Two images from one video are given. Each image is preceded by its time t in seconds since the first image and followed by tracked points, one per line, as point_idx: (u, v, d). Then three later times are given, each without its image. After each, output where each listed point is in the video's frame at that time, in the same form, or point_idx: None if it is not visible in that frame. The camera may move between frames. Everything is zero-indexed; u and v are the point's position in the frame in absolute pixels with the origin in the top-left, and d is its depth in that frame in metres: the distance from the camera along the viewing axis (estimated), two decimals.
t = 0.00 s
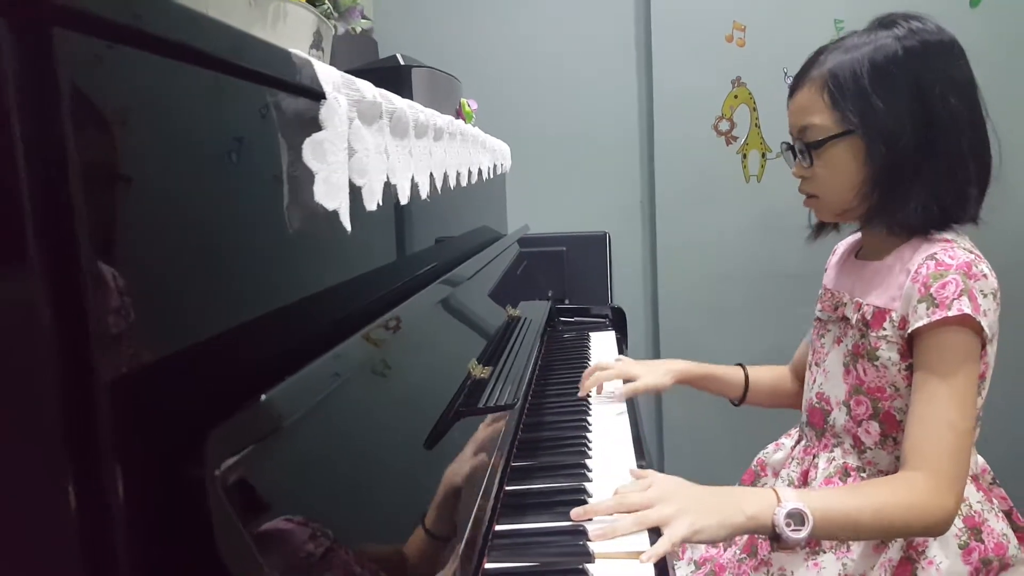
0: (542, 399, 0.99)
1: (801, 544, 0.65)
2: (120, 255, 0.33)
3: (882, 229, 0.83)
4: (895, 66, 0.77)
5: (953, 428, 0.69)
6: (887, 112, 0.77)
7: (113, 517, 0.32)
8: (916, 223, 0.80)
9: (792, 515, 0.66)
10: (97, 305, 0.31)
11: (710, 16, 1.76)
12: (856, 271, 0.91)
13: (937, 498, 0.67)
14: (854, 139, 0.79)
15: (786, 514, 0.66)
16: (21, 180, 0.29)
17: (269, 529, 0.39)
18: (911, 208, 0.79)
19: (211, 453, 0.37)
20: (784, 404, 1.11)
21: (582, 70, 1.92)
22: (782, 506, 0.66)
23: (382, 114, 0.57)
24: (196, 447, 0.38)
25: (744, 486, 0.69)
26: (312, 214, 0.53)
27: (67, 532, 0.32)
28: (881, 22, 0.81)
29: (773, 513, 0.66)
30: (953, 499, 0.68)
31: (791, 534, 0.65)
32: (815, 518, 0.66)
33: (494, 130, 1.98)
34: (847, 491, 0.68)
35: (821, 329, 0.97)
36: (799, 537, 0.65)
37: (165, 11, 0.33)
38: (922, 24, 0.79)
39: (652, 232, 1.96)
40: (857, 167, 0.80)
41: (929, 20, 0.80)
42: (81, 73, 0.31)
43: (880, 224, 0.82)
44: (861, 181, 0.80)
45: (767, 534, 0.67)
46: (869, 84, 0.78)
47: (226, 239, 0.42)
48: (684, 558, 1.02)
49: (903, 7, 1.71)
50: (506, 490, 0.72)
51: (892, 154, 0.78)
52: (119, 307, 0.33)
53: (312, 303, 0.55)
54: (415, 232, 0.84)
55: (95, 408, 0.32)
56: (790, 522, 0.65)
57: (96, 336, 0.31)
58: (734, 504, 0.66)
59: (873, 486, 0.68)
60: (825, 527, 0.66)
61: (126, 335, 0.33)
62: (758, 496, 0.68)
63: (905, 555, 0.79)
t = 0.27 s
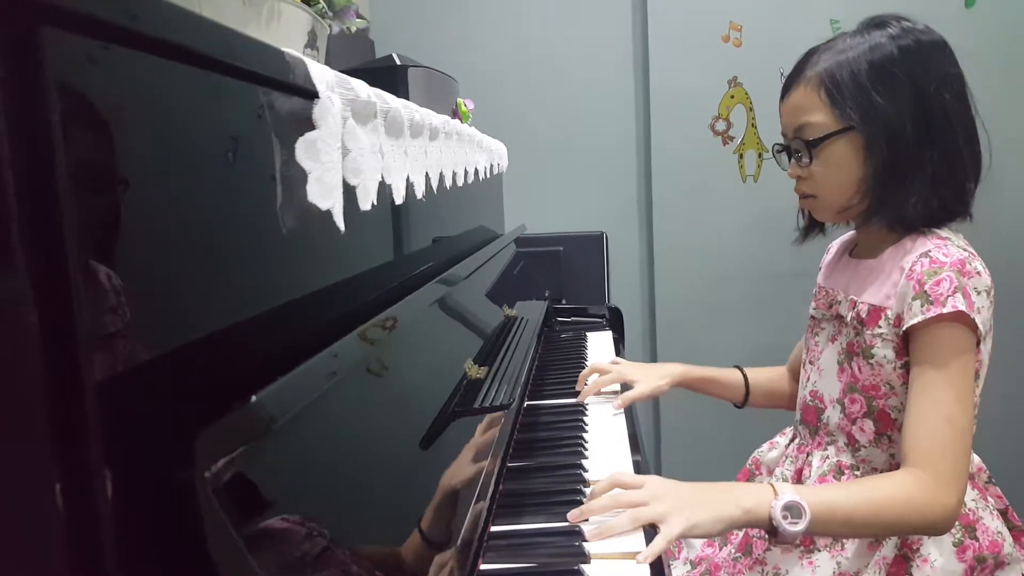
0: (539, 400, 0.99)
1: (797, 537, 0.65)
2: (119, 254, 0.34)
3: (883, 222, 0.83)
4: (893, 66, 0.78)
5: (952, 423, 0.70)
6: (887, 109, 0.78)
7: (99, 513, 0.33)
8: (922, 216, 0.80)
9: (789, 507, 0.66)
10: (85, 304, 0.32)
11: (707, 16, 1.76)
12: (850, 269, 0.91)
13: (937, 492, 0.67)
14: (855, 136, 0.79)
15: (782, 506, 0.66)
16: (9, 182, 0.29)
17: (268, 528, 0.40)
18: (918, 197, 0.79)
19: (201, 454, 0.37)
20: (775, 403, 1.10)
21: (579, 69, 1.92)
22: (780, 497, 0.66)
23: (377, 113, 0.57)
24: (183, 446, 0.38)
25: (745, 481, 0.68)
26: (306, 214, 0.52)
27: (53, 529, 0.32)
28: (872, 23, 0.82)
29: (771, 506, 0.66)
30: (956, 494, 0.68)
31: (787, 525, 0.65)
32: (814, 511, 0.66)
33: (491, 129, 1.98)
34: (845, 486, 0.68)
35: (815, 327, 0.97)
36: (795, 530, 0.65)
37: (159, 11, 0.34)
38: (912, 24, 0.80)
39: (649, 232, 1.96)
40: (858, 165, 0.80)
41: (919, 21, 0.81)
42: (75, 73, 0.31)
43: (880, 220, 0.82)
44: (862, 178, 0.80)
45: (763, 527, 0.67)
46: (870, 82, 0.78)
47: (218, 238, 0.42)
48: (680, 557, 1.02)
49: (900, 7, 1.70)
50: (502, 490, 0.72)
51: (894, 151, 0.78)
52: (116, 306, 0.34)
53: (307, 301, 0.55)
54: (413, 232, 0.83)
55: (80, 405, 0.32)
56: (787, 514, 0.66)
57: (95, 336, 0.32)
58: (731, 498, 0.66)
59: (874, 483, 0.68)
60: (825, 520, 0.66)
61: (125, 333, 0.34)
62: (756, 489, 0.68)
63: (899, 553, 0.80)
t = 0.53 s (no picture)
0: (538, 402, 0.98)
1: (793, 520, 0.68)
2: (115, 256, 0.34)
3: (881, 225, 0.82)
4: (890, 65, 0.77)
5: (955, 425, 0.69)
6: (887, 107, 0.77)
7: (87, 517, 0.32)
8: (922, 218, 0.79)
9: (785, 493, 0.68)
10: (75, 305, 0.31)
11: (706, 15, 1.75)
12: (849, 270, 0.90)
13: (938, 496, 0.67)
14: (854, 135, 0.78)
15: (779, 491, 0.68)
16: None
17: (266, 530, 0.40)
18: (920, 198, 0.78)
19: (194, 459, 0.36)
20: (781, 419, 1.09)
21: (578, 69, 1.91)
22: (777, 483, 0.69)
23: (372, 112, 0.56)
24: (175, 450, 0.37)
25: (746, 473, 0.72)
26: (301, 215, 0.52)
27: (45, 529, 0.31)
28: (868, 23, 0.82)
29: (766, 493, 0.69)
30: (959, 496, 0.67)
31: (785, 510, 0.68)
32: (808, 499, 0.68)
33: (489, 129, 1.97)
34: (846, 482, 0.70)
35: (815, 329, 0.96)
36: (790, 515, 0.67)
37: (155, 12, 0.34)
38: (908, 23, 0.80)
39: (649, 232, 1.95)
40: (857, 165, 0.79)
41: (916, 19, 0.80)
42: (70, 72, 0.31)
43: (879, 221, 0.82)
44: (861, 178, 0.80)
45: (761, 517, 0.70)
46: (869, 81, 0.78)
47: (210, 239, 0.41)
48: (680, 562, 1.01)
49: (900, 5, 1.70)
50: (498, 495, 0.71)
51: (893, 150, 0.78)
52: (111, 309, 0.33)
53: (304, 302, 0.54)
54: (410, 232, 0.83)
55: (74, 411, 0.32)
56: (782, 499, 0.68)
57: (90, 338, 0.32)
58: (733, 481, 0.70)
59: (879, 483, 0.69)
60: (820, 510, 0.68)
61: (117, 337, 0.34)
62: (754, 480, 0.71)
63: (900, 556, 0.79)
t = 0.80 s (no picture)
0: (534, 402, 0.99)
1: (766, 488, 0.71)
2: (111, 256, 0.34)
3: (876, 228, 0.83)
4: (880, 69, 0.78)
5: (944, 422, 0.70)
6: (878, 111, 0.77)
7: (80, 520, 0.32)
8: (915, 220, 0.80)
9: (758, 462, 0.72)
10: (67, 305, 0.31)
11: (703, 17, 1.76)
12: (844, 272, 0.90)
13: (924, 490, 0.69)
14: (845, 140, 0.79)
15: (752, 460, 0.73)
16: None
17: (263, 529, 0.41)
18: (913, 201, 0.79)
19: (188, 460, 0.36)
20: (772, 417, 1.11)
21: (575, 70, 1.92)
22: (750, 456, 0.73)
23: (368, 113, 0.56)
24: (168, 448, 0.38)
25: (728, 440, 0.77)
26: (296, 215, 0.52)
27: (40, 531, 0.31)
28: (858, 26, 0.82)
29: (743, 458, 0.74)
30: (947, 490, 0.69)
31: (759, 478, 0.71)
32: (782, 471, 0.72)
33: (486, 130, 1.97)
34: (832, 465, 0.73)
35: (809, 330, 0.96)
36: (760, 480, 0.71)
37: (151, 13, 0.34)
38: (898, 27, 0.80)
39: (645, 233, 1.96)
40: (848, 169, 0.79)
41: (905, 22, 0.81)
42: (64, 73, 0.31)
43: (873, 224, 0.82)
44: (852, 183, 0.80)
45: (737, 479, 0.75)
46: (858, 86, 0.78)
47: (201, 240, 0.41)
48: (674, 561, 1.01)
49: (896, 8, 1.71)
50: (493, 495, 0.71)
51: (884, 153, 0.78)
52: (108, 308, 0.34)
53: (300, 301, 0.55)
54: (406, 232, 0.83)
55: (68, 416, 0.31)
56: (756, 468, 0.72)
57: (84, 336, 0.32)
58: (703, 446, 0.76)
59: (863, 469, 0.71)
60: (794, 484, 0.72)
61: (114, 336, 0.34)
62: (735, 447, 0.76)
63: (892, 555, 0.79)
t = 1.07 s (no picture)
0: (533, 401, 0.99)
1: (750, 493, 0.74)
2: (111, 256, 0.34)
3: (873, 231, 0.83)
4: (872, 73, 0.78)
5: (923, 425, 0.73)
6: (869, 116, 0.77)
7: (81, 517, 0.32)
8: (908, 224, 0.80)
9: (745, 468, 0.74)
10: (68, 304, 0.31)
11: (702, 16, 1.76)
12: (843, 272, 0.90)
13: (898, 488, 0.72)
14: (839, 146, 0.79)
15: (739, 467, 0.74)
16: None
17: (263, 527, 0.41)
18: (909, 204, 0.79)
19: (188, 459, 0.36)
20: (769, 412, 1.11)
21: (574, 69, 1.92)
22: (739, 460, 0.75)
23: (367, 112, 0.57)
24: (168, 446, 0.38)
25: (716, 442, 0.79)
26: (295, 214, 0.52)
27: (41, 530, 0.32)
28: (852, 28, 0.82)
29: (730, 464, 0.76)
30: (919, 490, 0.72)
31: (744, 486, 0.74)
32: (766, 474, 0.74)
33: (485, 129, 1.97)
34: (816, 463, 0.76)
35: (808, 329, 0.96)
36: (748, 488, 0.74)
37: (151, 12, 0.34)
38: (892, 28, 0.80)
39: (644, 231, 1.96)
40: (843, 174, 0.80)
41: (898, 24, 0.80)
42: (65, 73, 0.31)
43: (872, 227, 0.82)
44: (848, 188, 0.80)
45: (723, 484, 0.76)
46: (849, 92, 0.78)
47: (201, 240, 0.41)
48: (672, 559, 1.01)
49: (894, 7, 1.71)
50: (493, 492, 0.72)
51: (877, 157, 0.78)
52: (109, 307, 0.34)
53: (300, 300, 0.55)
54: (405, 231, 0.83)
55: (67, 414, 0.32)
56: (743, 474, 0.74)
57: (85, 334, 0.32)
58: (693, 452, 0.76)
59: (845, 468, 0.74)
60: (776, 484, 0.74)
61: (115, 334, 0.34)
62: (722, 451, 0.77)
63: (889, 553, 0.79)
